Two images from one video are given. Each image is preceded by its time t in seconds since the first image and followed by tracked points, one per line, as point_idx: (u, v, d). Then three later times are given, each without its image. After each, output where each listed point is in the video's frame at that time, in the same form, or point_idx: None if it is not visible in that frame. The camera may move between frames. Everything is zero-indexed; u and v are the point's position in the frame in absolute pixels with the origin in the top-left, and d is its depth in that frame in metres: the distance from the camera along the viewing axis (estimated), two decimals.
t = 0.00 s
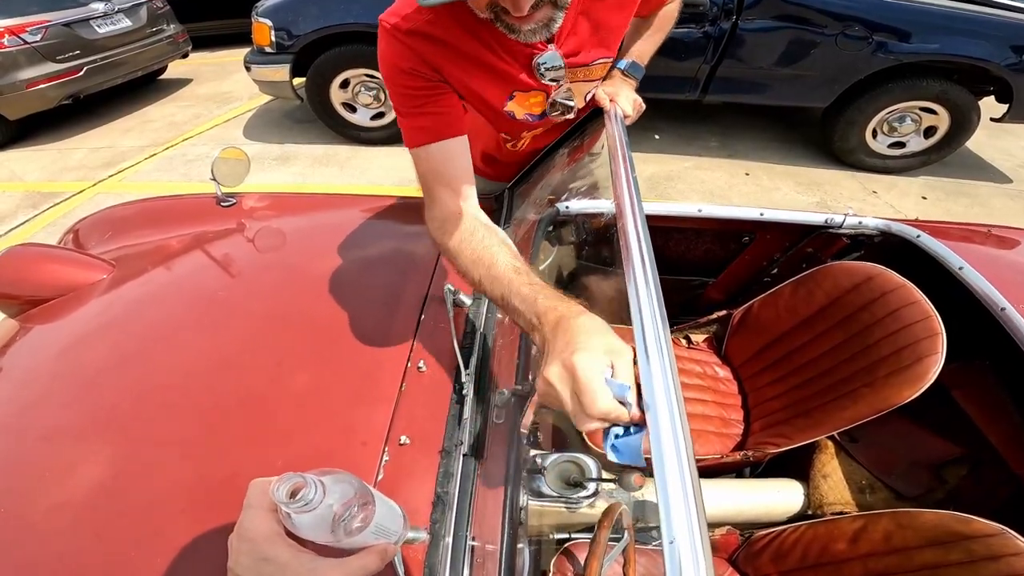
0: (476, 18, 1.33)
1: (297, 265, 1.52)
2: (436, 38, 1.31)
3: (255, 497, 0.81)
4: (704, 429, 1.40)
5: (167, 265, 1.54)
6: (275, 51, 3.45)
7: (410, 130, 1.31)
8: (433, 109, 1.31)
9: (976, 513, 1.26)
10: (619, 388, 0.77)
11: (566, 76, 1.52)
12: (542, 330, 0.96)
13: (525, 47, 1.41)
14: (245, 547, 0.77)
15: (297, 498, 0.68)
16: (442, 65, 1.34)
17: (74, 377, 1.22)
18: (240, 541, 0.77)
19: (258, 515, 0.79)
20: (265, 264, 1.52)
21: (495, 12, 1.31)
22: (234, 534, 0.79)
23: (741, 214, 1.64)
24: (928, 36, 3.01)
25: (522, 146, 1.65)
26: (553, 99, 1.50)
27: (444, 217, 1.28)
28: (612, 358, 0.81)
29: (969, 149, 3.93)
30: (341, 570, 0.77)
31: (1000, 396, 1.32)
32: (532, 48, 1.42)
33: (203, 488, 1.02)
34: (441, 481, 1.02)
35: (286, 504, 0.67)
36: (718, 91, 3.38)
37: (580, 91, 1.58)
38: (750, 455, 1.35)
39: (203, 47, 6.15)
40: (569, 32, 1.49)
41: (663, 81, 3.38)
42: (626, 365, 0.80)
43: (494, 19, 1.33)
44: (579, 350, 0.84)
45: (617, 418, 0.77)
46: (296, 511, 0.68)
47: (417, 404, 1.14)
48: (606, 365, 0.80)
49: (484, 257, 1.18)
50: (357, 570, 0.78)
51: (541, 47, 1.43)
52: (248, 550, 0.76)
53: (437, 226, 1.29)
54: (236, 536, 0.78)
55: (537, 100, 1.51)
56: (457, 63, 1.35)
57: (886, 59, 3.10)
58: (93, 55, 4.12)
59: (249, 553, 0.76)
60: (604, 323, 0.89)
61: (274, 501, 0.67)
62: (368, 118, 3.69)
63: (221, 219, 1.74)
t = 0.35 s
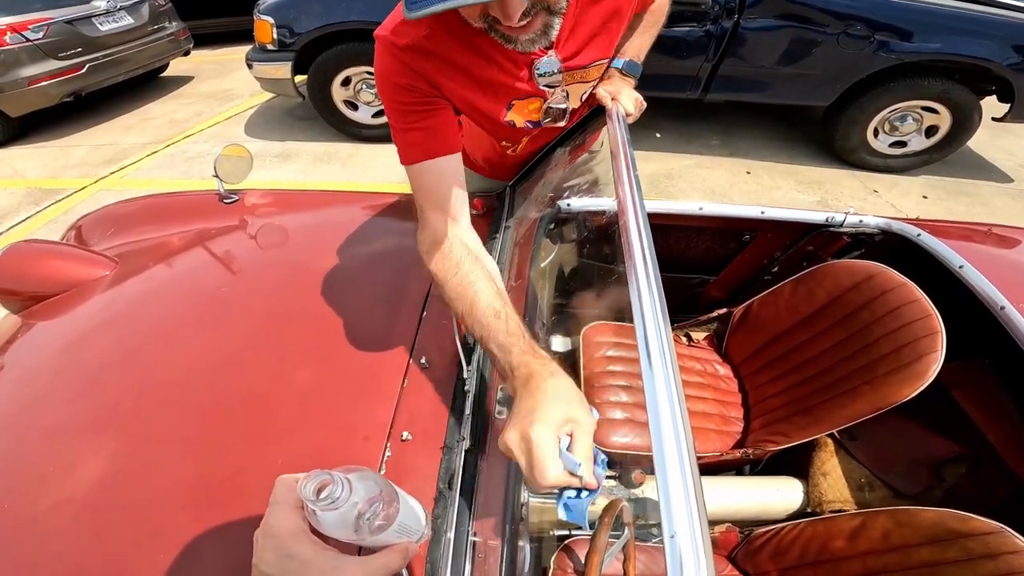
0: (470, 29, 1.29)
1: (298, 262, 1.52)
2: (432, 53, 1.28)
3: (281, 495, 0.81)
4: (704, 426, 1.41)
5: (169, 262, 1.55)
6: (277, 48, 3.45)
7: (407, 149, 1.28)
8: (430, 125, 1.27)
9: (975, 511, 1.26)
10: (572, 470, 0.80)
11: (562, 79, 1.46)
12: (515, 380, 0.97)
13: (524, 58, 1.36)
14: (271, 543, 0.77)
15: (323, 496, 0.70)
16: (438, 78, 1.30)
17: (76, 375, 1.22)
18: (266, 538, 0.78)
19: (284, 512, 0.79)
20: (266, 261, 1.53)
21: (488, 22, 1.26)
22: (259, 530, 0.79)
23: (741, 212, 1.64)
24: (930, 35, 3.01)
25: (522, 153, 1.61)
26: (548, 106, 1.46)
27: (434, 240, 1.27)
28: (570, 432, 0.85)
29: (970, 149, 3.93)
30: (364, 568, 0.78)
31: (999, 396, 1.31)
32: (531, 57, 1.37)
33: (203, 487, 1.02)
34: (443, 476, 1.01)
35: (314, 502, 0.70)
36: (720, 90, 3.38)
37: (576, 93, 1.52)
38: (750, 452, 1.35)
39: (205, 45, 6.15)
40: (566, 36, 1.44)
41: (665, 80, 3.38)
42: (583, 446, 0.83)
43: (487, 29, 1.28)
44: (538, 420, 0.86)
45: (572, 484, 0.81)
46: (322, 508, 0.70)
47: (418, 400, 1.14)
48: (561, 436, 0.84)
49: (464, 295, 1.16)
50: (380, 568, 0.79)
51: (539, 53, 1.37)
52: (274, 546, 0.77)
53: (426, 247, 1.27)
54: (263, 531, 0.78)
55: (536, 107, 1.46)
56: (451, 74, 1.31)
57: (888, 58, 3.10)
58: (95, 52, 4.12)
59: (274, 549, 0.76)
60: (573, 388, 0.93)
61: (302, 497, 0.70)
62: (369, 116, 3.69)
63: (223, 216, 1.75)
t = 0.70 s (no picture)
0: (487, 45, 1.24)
1: (299, 259, 1.52)
2: (443, 69, 1.25)
3: (285, 506, 0.83)
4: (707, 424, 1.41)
5: (170, 258, 1.54)
6: (278, 46, 3.44)
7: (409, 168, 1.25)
8: (434, 144, 1.23)
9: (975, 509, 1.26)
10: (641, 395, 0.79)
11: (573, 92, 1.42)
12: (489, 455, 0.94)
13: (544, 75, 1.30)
14: (273, 555, 0.78)
15: (326, 507, 0.71)
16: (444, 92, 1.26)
17: (76, 372, 1.22)
18: (268, 549, 0.78)
19: (287, 523, 0.81)
20: (267, 258, 1.52)
21: (517, 45, 1.20)
22: (262, 541, 0.80)
23: (743, 210, 1.64)
24: (933, 35, 3.00)
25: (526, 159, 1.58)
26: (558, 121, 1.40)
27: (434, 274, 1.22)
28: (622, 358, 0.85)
29: (972, 148, 3.92)
30: None
31: (1002, 397, 1.31)
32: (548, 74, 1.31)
33: (203, 486, 1.02)
34: (446, 474, 1.00)
35: (316, 513, 0.70)
36: (722, 89, 3.38)
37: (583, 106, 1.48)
38: (752, 451, 1.34)
39: (206, 42, 6.14)
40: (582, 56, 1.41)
41: (667, 78, 3.37)
42: (541, 546, 0.83)
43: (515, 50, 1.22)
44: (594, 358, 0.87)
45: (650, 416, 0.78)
46: (325, 520, 0.71)
47: (421, 398, 1.14)
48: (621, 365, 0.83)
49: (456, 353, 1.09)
50: None
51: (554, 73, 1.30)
52: (277, 558, 0.77)
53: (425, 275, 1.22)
54: (266, 543, 0.80)
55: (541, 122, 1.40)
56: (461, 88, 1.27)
57: (891, 57, 3.09)
58: (96, 49, 4.11)
59: (278, 560, 0.77)
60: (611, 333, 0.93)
61: (305, 509, 0.70)
62: (370, 113, 3.69)
63: (223, 213, 1.74)
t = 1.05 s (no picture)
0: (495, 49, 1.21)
1: (299, 257, 1.52)
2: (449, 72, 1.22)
3: (286, 502, 0.83)
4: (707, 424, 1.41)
5: (169, 257, 1.54)
6: (277, 44, 3.44)
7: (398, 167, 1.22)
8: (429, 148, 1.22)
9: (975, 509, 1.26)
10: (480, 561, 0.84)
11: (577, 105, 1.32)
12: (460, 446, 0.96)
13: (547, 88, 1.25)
14: (275, 551, 0.78)
15: (328, 503, 0.71)
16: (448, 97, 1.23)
17: (77, 370, 1.22)
18: (270, 545, 0.78)
19: (288, 520, 0.81)
20: (267, 257, 1.52)
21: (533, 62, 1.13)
22: (263, 537, 0.80)
23: (744, 210, 1.64)
24: (934, 34, 3.00)
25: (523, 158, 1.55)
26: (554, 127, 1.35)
27: (411, 273, 1.25)
28: (491, 521, 0.86)
29: (971, 148, 3.93)
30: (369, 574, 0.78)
31: (1003, 399, 1.31)
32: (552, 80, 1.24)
33: (203, 485, 1.02)
34: (447, 473, 1.00)
35: (319, 508, 0.70)
36: (723, 88, 3.38)
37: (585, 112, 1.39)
38: (752, 450, 1.35)
39: (206, 40, 6.13)
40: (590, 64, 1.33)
41: (668, 77, 3.37)
42: (501, 536, 0.85)
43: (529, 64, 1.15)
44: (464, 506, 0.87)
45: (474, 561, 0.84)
46: (327, 516, 0.70)
47: (422, 397, 1.14)
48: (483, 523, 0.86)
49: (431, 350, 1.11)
50: None
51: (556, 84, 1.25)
52: (279, 554, 0.77)
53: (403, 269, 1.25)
54: (266, 539, 0.79)
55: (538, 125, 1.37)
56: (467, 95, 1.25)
57: (891, 57, 3.09)
58: (95, 47, 4.10)
59: (280, 556, 0.77)
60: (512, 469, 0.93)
61: (307, 504, 0.70)
62: (370, 111, 3.68)
63: (224, 210, 1.74)
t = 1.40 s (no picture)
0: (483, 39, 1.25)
1: (298, 257, 1.52)
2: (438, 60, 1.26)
3: (282, 495, 0.83)
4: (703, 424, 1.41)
5: (167, 257, 1.54)
6: (276, 43, 3.44)
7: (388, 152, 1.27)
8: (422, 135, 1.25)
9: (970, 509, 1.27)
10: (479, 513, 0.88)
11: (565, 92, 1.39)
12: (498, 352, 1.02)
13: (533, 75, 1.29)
14: (271, 544, 0.78)
15: (325, 496, 0.71)
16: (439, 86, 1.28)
17: (76, 369, 1.22)
18: (267, 538, 0.79)
19: (285, 513, 0.81)
20: (266, 256, 1.52)
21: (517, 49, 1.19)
22: (260, 530, 0.80)
23: (740, 210, 1.65)
24: (930, 35, 3.01)
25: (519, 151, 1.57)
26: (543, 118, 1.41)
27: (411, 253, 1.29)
28: (499, 481, 0.91)
29: (967, 149, 3.94)
30: (364, 569, 0.77)
31: (1000, 400, 1.31)
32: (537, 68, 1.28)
33: (203, 484, 1.02)
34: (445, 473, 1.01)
35: (315, 501, 0.70)
36: (720, 88, 3.38)
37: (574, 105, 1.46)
38: (748, 450, 1.35)
39: (204, 39, 6.12)
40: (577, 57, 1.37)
41: (666, 78, 3.37)
42: (508, 495, 0.90)
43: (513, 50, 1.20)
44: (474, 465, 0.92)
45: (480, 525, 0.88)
46: (324, 508, 0.71)
47: (420, 396, 1.14)
48: (487, 480, 0.91)
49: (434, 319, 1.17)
50: (379, 569, 0.78)
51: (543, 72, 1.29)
52: (275, 547, 0.78)
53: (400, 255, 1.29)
54: (263, 533, 0.80)
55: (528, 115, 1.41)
56: (457, 82, 1.30)
57: (888, 58, 3.10)
58: (93, 46, 4.10)
59: (276, 549, 0.77)
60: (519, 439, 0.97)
61: (304, 497, 0.70)
62: (368, 111, 3.69)
63: (222, 210, 1.74)
